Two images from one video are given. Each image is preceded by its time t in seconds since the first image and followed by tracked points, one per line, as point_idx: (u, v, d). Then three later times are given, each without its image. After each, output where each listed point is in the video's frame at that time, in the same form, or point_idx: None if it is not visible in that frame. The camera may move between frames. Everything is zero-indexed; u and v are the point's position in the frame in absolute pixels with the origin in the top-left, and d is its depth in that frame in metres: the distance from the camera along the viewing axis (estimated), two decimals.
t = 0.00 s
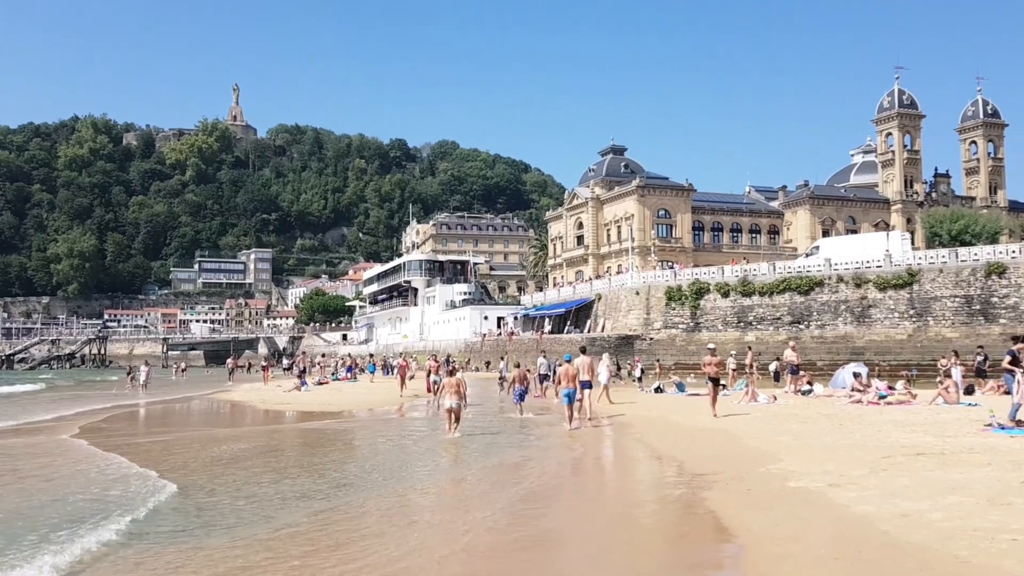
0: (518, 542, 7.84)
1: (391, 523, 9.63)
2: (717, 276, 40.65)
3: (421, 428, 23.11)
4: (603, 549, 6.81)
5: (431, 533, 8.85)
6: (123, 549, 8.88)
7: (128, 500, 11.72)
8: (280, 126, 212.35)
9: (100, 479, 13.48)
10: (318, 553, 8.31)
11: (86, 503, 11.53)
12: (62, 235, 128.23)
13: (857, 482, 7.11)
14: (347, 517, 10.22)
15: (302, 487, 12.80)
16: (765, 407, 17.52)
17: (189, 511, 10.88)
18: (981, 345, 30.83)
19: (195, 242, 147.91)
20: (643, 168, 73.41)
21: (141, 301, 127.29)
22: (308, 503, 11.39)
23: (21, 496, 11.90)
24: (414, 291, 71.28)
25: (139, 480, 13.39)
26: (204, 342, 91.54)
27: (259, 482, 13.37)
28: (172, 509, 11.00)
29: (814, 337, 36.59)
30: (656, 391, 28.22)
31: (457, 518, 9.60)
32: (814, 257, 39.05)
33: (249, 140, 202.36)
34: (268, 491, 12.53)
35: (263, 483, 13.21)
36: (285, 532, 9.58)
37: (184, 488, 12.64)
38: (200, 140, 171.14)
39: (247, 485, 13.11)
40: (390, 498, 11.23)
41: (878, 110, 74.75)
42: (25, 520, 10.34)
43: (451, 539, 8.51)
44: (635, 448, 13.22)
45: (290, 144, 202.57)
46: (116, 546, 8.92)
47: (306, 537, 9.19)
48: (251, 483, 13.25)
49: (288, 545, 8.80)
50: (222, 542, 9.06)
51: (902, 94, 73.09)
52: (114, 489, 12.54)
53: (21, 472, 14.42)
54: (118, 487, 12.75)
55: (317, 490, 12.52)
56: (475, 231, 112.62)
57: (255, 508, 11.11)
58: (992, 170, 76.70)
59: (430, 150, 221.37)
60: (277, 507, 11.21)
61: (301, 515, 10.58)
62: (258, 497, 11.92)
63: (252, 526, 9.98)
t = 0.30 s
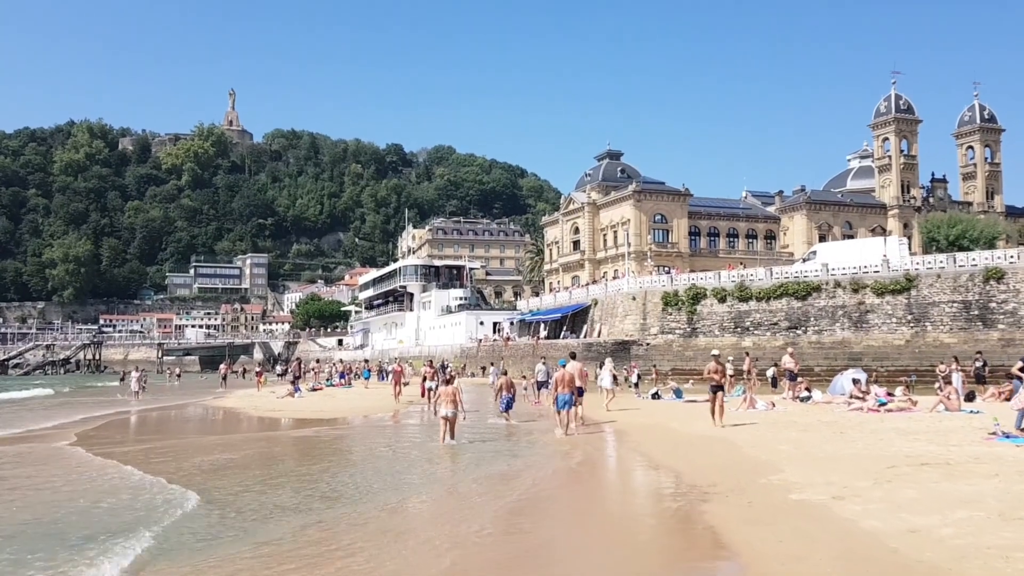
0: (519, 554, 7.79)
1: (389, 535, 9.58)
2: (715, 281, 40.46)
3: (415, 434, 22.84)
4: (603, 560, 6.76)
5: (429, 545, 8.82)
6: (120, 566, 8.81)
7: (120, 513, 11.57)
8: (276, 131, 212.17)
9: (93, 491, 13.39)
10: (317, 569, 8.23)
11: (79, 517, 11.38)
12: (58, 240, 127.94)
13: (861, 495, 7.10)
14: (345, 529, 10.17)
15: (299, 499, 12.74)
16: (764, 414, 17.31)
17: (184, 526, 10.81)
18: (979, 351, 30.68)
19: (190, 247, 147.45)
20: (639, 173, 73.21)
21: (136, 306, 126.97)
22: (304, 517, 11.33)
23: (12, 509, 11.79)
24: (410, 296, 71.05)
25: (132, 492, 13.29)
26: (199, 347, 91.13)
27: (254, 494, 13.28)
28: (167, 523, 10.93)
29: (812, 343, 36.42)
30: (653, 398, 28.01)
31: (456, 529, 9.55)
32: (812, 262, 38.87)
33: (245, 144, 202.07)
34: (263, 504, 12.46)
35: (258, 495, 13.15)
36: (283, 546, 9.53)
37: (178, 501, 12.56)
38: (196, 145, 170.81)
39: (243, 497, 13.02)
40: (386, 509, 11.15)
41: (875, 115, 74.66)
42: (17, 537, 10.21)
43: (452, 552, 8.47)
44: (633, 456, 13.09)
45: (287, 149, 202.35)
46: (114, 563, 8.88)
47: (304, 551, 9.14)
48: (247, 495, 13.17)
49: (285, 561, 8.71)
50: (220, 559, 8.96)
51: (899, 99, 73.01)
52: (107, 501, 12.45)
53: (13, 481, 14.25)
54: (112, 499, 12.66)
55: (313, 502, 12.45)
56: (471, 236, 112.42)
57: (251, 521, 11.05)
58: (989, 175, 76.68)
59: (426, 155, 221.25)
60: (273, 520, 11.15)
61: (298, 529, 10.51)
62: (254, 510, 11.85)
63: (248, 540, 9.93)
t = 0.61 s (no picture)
0: (516, 559, 7.61)
1: (383, 540, 9.41)
2: (712, 284, 40.27)
3: (410, 439, 22.64)
4: (601, 564, 6.60)
5: (424, 550, 8.64)
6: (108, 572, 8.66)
7: (112, 519, 11.42)
8: (274, 136, 212.09)
9: (82, 497, 13.20)
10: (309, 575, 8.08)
11: (69, 523, 11.21)
12: (54, 244, 127.80)
13: (866, 501, 6.93)
14: (338, 535, 10.00)
15: (291, 504, 12.57)
16: (763, 418, 17.10)
17: (175, 532, 10.65)
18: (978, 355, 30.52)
19: (187, 251, 147.19)
20: (636, 177, 73.08)
21: (132, 310, 126.74)
22: (296, 521, 11.15)
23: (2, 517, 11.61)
24: (406, 299, 70.82)
25: (122, 498, 13.13)
26: (195, 351, 90.96)
27: (245, 498, 13.10)
28: (156, 529, 10.74)
29: (810, 347, 36.23)
30: (651, 401, 27.86)
31: (452, 533, 9.38)
32: (810, 266, 38.71)
33: (242, 148, 202.02)
34: (255, 508, 12.29)
35: (251, 500, 12.97)
36: (274, 552, 9.35)
37: (169, 507, 12.38)
38: (193, 149, 170.73)
39: (235, 502, 12.85)
40: (380, 514, 11.01)
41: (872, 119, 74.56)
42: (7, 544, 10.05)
43: (447, 556, 8.30)
44: (630, 461, 12.91)
45: (284, 152, 202.11)
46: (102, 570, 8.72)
47: (295, 557, 8.96)
48: (239, 500, 12.99)
49: (277, 566, 8.56)
50: (211, 565, 8.81)
51: (896, 103, 72.96)
52: (96, 508, 12.25)
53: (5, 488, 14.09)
54: (101, 506, 12.47)
55: (305, 507, 12.27)
56: (468, 240, 112.31)
57: (242, 527, 10.86)
58: (986, 179, 76.60)
59: (423, 159, 221.11)
60: (265, 526, 10.97)
61: (291, 534, 10.34)
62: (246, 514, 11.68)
63: (238, 546, 9.76)
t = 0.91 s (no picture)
0: (511, 571, 7.42)
1: (377, 547, 9.25)
2: (709, 286, 40.08)
3: (405, 442, 22.40)
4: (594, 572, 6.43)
5: (418, 559, 8.45)
6: None
7: (102, 530, 11.24)
8: (270, 138, 211.68)
9: (71, 507, 13.00)
10: None
11: (60, 534, 11.02)
12: (50, 247, 127.37)
13: (870, 510, 6.75)
14: (330, 544, 9.82)
15: (286, 510, 12.37)
16: (762, 421, 16.94)
17: (165, 542, 10.47)
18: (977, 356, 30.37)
19: (184, 253, 146.79)
20: (633, 178, 72.91)
21: (129, 313, 126.25)
22: (290, 530, 10.97)
23: None
24: (403, 301, 70.45)
25: (113, 508, 12.93)
26: (191, 354, 90.53)
27: (239, 505, 12.92)
28: (148, 541, 10.56)
29: (808, 349, 36.05)
30: (649, 405, 27.69)
31: (446, 541, 9.21)
32: (808, 267, 38.56)
33: (239, 150, 201.65)
34: (249, 515, 12.10)
35: (244, 507, 12.78)
36: (267, 560, 9.16)
37: (161, 516, 12.19)
38: (189, 150, 170.36)
39: (227, 509, 12.65)
40: (374, 521, 10.82)
41: (869, 121, 74.51)
42: None
43: (443, 567, 8.11)
44: (628, 466, 12.72)
45: (280, 155, 201.76)
46: None
47: (284, 568, 8.75)
48: (232, 506, 12.81)
49: None
50: None
51: (893, 104, 72.88)
52: (86, 518, 12.09)
53: None
54: (91, 516, 12.26)
55: (299, 513, 12.08)
56: (464, 242, 112.12)
57: (234, 536, 10.69)
58: (983, 180, 76.51)
59: (419, 161, 220.88)
60: (257, 533, 10.80)
61: (282, 543, 10.15)
62: (236, 523, 11.49)
63: (230, 556, 9.57)
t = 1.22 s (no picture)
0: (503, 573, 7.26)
1: (367, 550, 9.06)
2: (704, 286, 39.93)
3: (398, 443, 22.19)
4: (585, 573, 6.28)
5: (405, 561, 8.29)
6: None
7: (88, 534, 11.06)
8: (266, 139, 211.38)
9: (56, 510, 12.83)
10: None
11: (45, 537, 10.87)
12: (44, 248, 127.12)
13: (867, 512, 6.59)
14: (316, 547, 9.64)
15: (276, 512, 12.22)
16: (758, 421, 16.77)
17: (153, 547, 10.26)
18: (975, 356, 30.22)
19: (178, 254, 146.55)
20: (629, 179, 72.79)
21: (123, 315, 126.05)
22: (278, 532, 10.80)
23: None
24: (397, 303, 70.22)
25: (99, 509, 12.77)
26: (186, 355, 90.36)
27: (229, 508, 12.75)
28: (135, 545, 10.38)
29: (803, 349, 35.92)
30: (644, 406, 27.52)
31: (436, 542, 9.04)
32: (803, 267, 38.42)
33: (234, 152, 201.29)
34: (238, 517, 11.92)
35: (233, 509, 12.62)
36: (253, 564, 9.01)
37: (149, 519, 12.03)
38: (184, 152, 170.09)
39: (216, 511, 12.48)
40: (363, 524, 10.64)
41: (865, 121, 74.45)
42: None
43: (433, 568, 7.95)
44: (621, 467, 12.55)
45: (276, 156, 201.54)
46: None
47: (272, 570, 8.59)
48: (222, 509, 12.64)
49: None
50: None
51: (888, 104, 72.89)
52: (72, 521, 11.92)
53: None
54: (77, 518, 12.08)
55: (289, 515, 11.92)
56: (460, 243, 111.85)
57: (222, 539, 10.52)
58: (979, 181, 76.48)
59: (415, 162, 220.79)
60: (246, 537, 10.63)
61: (272, 547, 9.98)
62: (224, 526, 11.32)
63: (218, 561, 9.40)
